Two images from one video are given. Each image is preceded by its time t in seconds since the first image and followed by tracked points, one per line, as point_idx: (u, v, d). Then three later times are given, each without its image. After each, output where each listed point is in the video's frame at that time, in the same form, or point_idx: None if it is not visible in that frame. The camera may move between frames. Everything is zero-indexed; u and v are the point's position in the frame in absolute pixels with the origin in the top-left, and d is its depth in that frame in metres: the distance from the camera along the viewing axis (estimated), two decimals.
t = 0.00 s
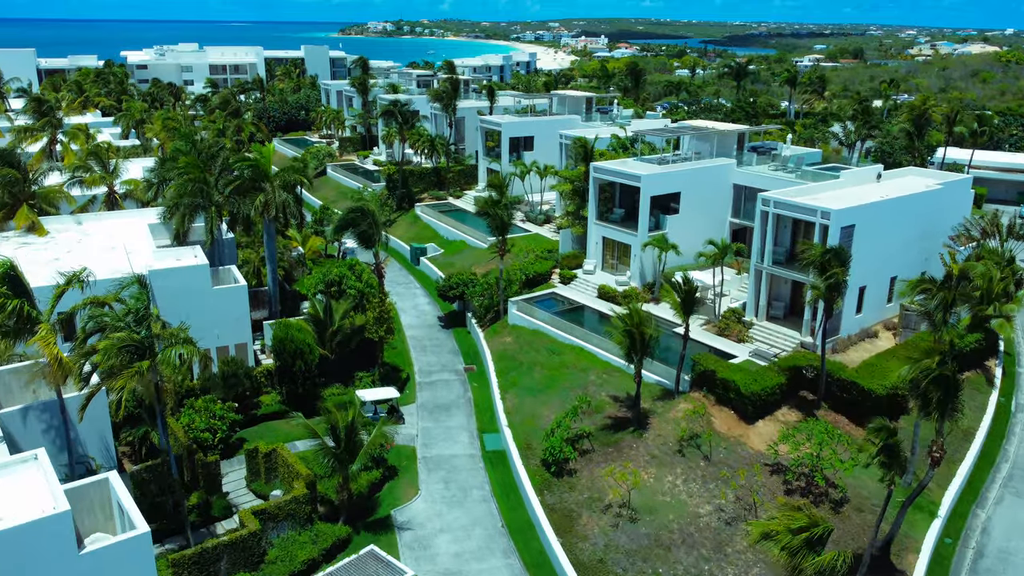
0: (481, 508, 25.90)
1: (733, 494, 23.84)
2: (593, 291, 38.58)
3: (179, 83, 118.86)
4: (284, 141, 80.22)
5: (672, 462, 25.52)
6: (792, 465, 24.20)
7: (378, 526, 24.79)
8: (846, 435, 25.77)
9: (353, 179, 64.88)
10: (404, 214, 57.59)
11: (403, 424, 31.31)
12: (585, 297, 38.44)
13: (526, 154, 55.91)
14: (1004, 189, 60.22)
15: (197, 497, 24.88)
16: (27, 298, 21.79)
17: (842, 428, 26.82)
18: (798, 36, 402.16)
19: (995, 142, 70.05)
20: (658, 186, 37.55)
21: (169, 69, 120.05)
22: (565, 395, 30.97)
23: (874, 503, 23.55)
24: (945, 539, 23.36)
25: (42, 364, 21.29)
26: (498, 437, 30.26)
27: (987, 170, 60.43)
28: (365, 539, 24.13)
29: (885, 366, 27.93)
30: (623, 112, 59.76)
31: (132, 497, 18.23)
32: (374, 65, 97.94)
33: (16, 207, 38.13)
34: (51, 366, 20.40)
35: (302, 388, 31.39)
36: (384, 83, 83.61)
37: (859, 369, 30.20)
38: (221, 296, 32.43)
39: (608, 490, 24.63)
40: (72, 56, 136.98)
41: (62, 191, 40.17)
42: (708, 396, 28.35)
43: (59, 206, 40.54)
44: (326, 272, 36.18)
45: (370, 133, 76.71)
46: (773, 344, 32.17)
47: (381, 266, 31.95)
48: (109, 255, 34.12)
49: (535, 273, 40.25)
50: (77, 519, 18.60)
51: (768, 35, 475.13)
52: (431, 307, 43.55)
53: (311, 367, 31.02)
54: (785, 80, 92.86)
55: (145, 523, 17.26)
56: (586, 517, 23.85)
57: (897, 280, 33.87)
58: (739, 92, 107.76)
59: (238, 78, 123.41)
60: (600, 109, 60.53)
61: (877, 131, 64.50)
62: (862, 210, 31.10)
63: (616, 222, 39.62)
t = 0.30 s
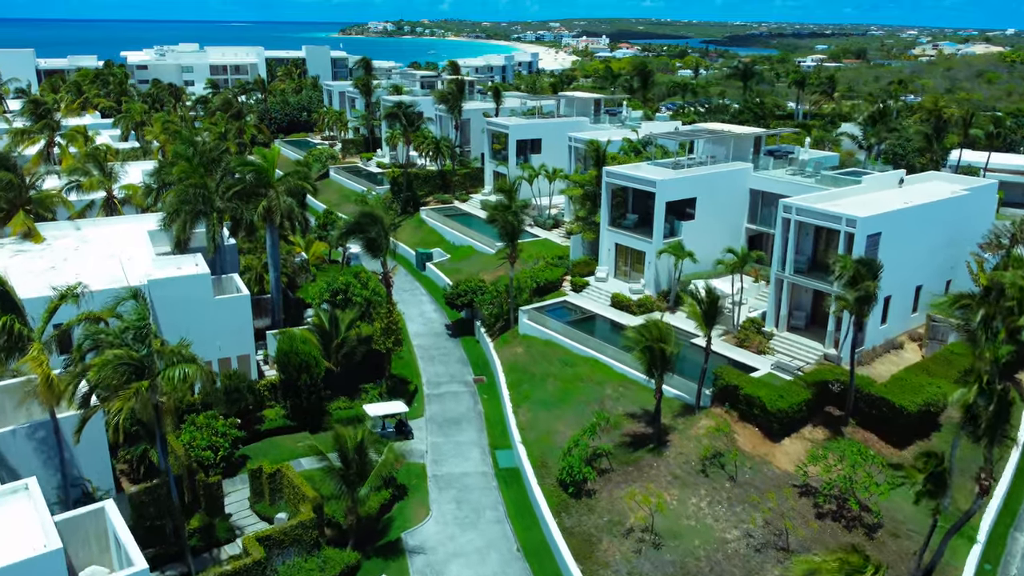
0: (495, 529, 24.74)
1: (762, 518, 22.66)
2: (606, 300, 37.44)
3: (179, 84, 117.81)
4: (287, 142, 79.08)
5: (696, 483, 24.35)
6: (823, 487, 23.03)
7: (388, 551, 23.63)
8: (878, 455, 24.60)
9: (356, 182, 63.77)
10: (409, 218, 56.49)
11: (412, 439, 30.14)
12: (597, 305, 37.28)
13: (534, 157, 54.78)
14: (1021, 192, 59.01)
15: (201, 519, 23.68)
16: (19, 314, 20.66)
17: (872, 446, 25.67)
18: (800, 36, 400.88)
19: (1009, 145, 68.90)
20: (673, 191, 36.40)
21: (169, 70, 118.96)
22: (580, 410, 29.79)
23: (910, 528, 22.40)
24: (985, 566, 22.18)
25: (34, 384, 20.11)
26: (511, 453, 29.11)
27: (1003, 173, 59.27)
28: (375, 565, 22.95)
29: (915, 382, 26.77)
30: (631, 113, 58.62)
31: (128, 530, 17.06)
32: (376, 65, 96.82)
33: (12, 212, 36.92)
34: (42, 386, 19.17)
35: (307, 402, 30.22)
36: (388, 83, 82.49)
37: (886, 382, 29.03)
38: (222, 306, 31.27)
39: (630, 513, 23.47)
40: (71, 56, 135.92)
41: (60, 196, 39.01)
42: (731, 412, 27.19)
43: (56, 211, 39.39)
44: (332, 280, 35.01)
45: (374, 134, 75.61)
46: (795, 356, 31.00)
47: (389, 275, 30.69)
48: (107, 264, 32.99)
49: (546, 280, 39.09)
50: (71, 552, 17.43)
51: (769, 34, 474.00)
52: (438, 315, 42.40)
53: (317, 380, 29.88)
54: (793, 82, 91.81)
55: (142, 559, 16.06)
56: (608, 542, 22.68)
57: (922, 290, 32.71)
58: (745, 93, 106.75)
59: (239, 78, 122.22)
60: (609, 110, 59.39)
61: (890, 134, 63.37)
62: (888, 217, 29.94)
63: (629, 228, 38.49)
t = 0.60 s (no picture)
0: (512, 553, 23.57)
1: (794, 544, 21.49)
2: (621, 308, 36.32)
3: (180, 84, 116.80)
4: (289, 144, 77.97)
5: (723, 505, 23.18)
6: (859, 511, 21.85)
7: None
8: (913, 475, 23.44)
9: (360, 185, 62.69)
10: (415, 221, 55.41)
11: (422, 456, 28.96)
12: (612, 314, 36.13)
13: (542, 159, 53.65)
14: None
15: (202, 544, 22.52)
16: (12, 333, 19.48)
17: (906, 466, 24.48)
18: (802, 36, 399.63)
19: None
20: (690, 197, 35.26)
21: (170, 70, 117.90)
22: (598, 425, 28.63)
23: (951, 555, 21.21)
24: None
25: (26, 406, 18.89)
26: (526, 470, 27.96)
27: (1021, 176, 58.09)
28: None
29: (949, 397, 25.61)
30: (641, 115, 57.47)
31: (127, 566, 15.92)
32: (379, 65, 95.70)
33: (9, 217, 35.93)
34: (34, 411, 17.97)
35: (313, 417, 29.06)
36: (391, 84, 81.35)
37: (916, 397, 27.86)
38: (225, 317, 30.13)
39: (654, 538, 22.30)
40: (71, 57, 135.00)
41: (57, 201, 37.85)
42: (756, 429, 26.03)
43: (53, 216, 38.26)
44: (338, 288, 33.85)
45: (378, 136, 74.48)
46: (820, 369, 29.84)
47: (398, 285, 29.46)
48: (106, 272, 31.82)
49: (558, 288, 37.94)
50: None
51: (772, 35, 472.58)
52: (447, 323, 41.25)
53: (324, 395, 28.73)
54: (801, 83, 90.69)
55: None
56: (632, 569, 21.52)
57: (950, 299, 31.50)
58: (752, 93, 105.63)
59: (240, 79, 121.17)
60: (618, 112, 58.24)
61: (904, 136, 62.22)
62: (918, 224, 28.76)
63: (644, 234, 37.34)
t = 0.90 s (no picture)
0: None
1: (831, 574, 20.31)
2: (637, 318, 35.18)
3: (181, 85, 115.66)
4: (292, 146, 76.83)
5: (753, 531, 22.02)
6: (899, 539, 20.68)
7: None
8: (954, 499, 22.27)
9: (364, 188, 61.56)
10: (421, 226, 54.29)
11: (434, 474, 27.79)
12: (628, 323, 34.97)
13: (551, 162, 52.51)
14: None
15: (208, 568, 20.66)
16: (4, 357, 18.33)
17: (944, 488, 23.31)
18: (804, 37, 398.52)
19: None
20: (709, 203, 34.14)
21: (171, 71, 116.66)
22: (617, 442, 27.48)
23: None
24: None
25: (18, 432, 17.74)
26: (543, 490, 26.80)
27: None
28: None
29: (988, 415, 24.44)
30: (652, 117, 56.33)
31: None
32: (383, 66, 94.57)
33: (5, 224, 34.43)
34: (27, 440, 16.88)
35: (321, 434, 27.89)
36: (396, 85, 80.20)
37: (950, 413, 26.71)
38: (229, 329, 28.99)
39: (682, 567, 21.16)
40: (70, 57, 133.85)
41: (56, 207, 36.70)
42: (785, 448, 24.89)
43: (51, 223, 37.03)
44: (346, 298, 32.71)
45: (382, 138, 73.32)
46: (847, 383, 28.70)
47: (408, 297, 28.28)
48: (105, 282, 30.62)
49: (572, 296, 36.77)
50: None
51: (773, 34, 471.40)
52: (456, 331, 40.11)
53: (332, 411, 27.59)
54: (810, 83, 89.52)
55: None
56: None
57: (981, 310, 30.33)
58: (759, 95, 104.52)
59: (241, 80, 120.20)
60: (628, 114, 57.10)
61: (920, 137, 61.01)
62: (950, 233, 27.63)
63: (661, 241, 36.22)
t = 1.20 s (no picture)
0: None
1: None
2: (654, 327, 34.01)
3: (182, 86, 114.44)
4: (295, 148, 75.71)
5: (788, 558, 20.84)
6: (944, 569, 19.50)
7: None
8: (1000, 524, 21.09)
9: (369, 191, 60.40)
10: (428, 230, 53.15)
11: (448, 493, 26.63)
12: (645, 333, 33.78)
13: (561, 165, 51.39)
14: None
15: None
16: None
17: (986, 512, 22.13)
18: (806, 37, 397.27)
19: None
20: (730, 209, 32.99)
21: (171, 71, 115.39)
22: (639, 460, 26.31)
23: None
24: None
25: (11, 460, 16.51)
26: (561, 510, 25.63)
27: None
28: None
29: None
30: (663, 119, 55.19)
31: None
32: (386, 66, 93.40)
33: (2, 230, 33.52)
34: (20, 469, 15.74)
35: (329, 451, 26.75)
36: (400, 86, 79.04)
37: (987, 431, 25.54)
38: (233, 341, 27.87)
39: None
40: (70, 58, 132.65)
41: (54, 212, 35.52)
42: (817, 468, 23.73)
43: (49, 229, 35.88)
44: (353, 308, 31.56)
45: (386, 140, 72.18)
46: (877, 398, 27.55)
47: (420, 308, 27.07)
48: (104, 291, 29.46)
49: (587, 305, 35.57)
50: None
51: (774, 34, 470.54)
52: (465, 340, 38.95)
53: (341, 428, 26.40)
54: (819, 85, 88.43)
55: None
56: None
57: (1015, 321, 29.17)
58: (766, 95, 103.44)
59: (243, 80, 119.33)
60: (639, 116, 55.94)
61: (936, 140, 59.82)
62: (986, 242, 26.50)
63: (678, 248, 35.09)
